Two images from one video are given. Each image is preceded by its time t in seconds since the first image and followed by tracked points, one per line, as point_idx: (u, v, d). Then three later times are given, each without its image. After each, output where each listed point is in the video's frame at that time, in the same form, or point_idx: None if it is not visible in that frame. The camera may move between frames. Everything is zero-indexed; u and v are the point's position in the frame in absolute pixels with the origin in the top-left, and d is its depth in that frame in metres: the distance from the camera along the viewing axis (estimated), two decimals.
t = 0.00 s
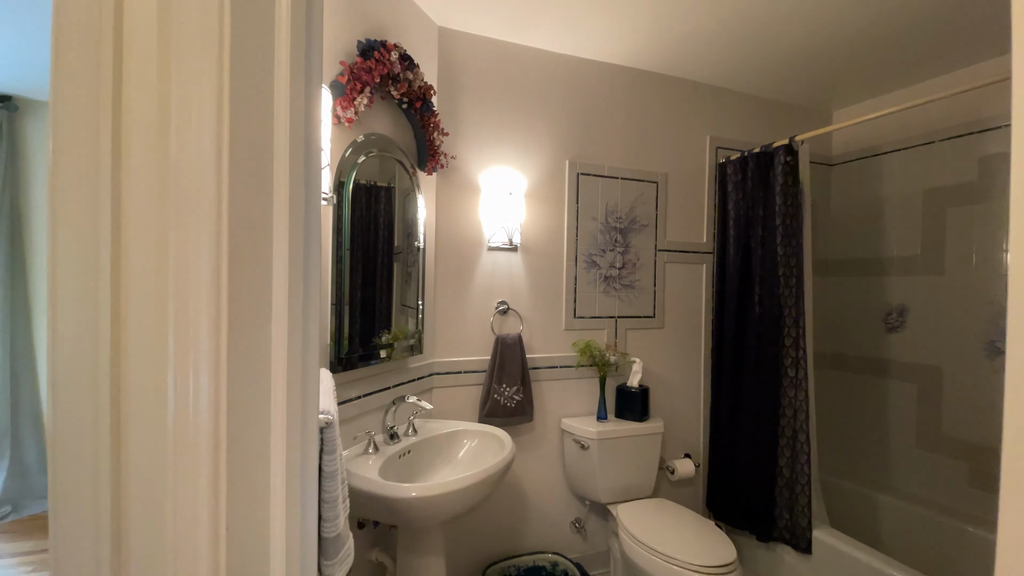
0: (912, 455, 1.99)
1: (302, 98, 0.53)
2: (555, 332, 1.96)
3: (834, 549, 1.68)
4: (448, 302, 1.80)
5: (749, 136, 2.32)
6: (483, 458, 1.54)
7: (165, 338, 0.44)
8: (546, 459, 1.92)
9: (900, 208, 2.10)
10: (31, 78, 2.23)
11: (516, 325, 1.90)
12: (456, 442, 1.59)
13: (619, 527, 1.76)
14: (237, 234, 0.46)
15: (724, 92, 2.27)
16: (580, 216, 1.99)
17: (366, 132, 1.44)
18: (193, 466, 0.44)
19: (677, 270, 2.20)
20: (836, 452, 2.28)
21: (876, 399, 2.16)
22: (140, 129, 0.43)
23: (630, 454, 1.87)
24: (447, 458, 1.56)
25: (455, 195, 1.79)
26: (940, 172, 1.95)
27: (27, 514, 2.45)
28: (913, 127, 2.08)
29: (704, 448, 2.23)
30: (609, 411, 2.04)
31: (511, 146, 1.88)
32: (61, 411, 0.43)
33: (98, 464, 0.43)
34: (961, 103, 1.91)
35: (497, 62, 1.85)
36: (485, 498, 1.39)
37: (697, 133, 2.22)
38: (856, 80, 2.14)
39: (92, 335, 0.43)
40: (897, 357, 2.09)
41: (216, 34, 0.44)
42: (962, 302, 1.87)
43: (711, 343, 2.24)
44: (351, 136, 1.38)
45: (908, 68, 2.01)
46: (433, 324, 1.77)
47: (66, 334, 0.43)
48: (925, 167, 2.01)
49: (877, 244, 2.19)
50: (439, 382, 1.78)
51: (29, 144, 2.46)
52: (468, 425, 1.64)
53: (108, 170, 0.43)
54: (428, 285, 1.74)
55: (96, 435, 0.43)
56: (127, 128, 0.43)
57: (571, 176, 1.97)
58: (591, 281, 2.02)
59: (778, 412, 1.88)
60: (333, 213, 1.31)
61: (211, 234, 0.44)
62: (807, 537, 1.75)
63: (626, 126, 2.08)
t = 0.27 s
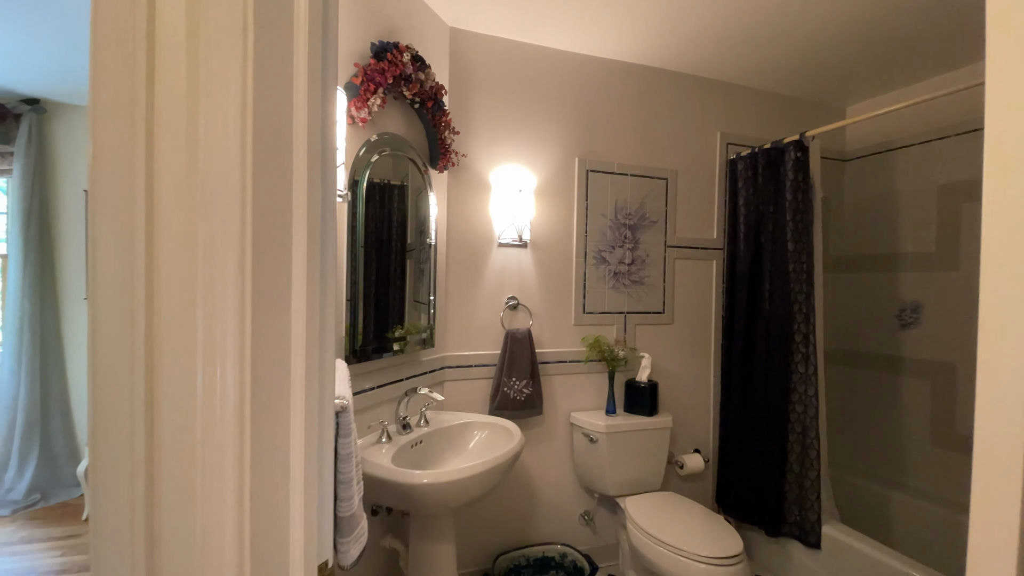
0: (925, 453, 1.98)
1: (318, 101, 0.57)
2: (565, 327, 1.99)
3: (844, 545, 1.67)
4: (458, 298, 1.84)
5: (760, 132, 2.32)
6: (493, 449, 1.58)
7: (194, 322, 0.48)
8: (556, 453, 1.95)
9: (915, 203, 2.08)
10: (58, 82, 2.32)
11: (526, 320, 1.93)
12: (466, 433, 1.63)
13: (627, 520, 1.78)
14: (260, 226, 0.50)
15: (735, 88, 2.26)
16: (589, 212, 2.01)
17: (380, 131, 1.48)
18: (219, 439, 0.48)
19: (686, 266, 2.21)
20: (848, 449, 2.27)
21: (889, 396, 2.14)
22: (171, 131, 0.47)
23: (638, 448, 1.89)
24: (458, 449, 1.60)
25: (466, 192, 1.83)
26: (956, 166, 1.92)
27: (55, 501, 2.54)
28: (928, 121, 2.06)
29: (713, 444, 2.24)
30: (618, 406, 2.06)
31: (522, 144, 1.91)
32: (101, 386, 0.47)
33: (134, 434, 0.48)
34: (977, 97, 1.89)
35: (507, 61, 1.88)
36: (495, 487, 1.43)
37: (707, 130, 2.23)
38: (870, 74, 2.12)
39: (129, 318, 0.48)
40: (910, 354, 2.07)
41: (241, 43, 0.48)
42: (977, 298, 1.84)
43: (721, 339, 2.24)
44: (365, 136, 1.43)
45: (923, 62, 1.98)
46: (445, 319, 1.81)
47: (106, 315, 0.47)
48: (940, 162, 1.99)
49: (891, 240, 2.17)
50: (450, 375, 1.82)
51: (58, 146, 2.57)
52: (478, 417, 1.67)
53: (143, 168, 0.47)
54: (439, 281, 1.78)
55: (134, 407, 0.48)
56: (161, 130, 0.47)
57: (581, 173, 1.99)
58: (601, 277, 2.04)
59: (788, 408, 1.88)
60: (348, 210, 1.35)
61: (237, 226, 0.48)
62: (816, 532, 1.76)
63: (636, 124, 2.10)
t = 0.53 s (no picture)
0: (945, 449, 1.96)
1: (346, 102, 0.62)
2: (579, 320, 2.02)
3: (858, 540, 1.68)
4: (475, 291, 1.88)
5: (777, 126, 2.30)
6: (508, 438, 1.62)
7: (235, 303, 0.54)
8: (570, 443, 1.99)
9: (937, 197, 2.05)
10: (93, 84, 2.43)
11: (541, 313, 1.97)
12: (483, 422, 1.68)
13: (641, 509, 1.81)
14: (295, 221, 0.55)
15: (752, 81, 2.25)
16: (604, 207, 2.04)
17: (399, 130, 1.54)
18: (257, 407, 0.54)
19: (701, 260, 2.22)
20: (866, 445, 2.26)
21: (908, 392, 2.12)
22: (214, 133, 0.53)
23: (652, 440, 1.92)
24: (474, 437, 1.65)
25: (483, 188, 1.88)
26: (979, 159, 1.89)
27: (92, 485, 2.66)
28: (951, 113, 2.02)
29: (728, 437, 2.25)
30: (632, 398, 2.09)
31: (537, 140, 1.95)
32: (154, 359, 0.54)
33: (184, 401, 0.54)
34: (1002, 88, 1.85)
35: (523, 59, 1.92)
36: (509, 474, 1.47)
37: (723, 124, 2.22)
38: (891, 66, 2.09)
39: (178, 299, 0.54)
40: (931, 349, 2.05)
41: (276, 50, 0.53)
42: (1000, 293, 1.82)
43: (736, 333, 2.25)
44: (385, 134, 1.48)
45: (947, 52, 1.95)
46: (462, 312, 1.86)
47: (158, 297, 0.54)
48: (964, 154, 1.95)
49: (912, 234, 2.14)
50: (467, 366, 1.87)
51: (93, 146, 2.69)
52: (494, 407, 1.72)
53: (190, 166, 0.53)
54: (456, 274, 1.83)
55: (183, 378, 0.54)
56: (205, 132, 0.53)
57: (595, 168, 2.02)
58: (615, 271, 2.07)
59: (803, 402, 1.89)
60: (370, 205, 1.41)
61: (273, 218, 0.54)
62: (830, 526, 1.77)
63: (651, 119, 2.11)
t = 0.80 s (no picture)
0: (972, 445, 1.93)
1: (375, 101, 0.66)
2: (598, 312, 2.04)
3: (875, 530, 1.73)
4: (495, 282, 1.92)
5: (801, 115, 2.27)
6: (526, 425, 1.67)
7: (275, 290, 0.61)
8: (588, 432, 2.03)
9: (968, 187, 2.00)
10: (128, 83, 2.53)
11: (559, 304, 2.00)
12: (502, 410, 1.73)
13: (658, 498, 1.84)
14: (329, 211, 0.60)
15: (775, 71, 2.22)
16: (623, 199, 2.05)
17: (422, 125, 1.58)
18: (293, 382, 0.61)
19: (722, 252, 2.21)
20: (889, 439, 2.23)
21: (934, 386, 2.08)
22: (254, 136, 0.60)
23: (669, 430, 1.94)
24: (493, 424, 1.70)
25: (503, 181, 1.91)
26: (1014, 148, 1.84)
27: (130, 467, 2.81)
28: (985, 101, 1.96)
29: (747, 430, 2.24)
30: (650, 389, 2.11)
31: (557, 134, 1.97)
32: (205, 336, 0.62)
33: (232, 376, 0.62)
34: None
35: (542, 52, 1.93)
36: (528, 459, 1.52)
37: (745, 115, 2.20)
38: (922, 53, 2.03)
39: (224, 286, 0.61)
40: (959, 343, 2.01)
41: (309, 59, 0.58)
42: None
43: (757, 326, 2.23)
44: (408, 129, 1.52)
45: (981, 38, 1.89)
46: (482, 302, 1.90)
47: (209, 284, 0.61)
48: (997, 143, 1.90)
49: (941, 225, 2.09)
50: (487, 356, 1.92)
51: (128, 143, 2.81)
52: (513, 396, 1.76)
53: (235, 168, 0.60)
54: (476, 266, 1.87)
55: (231, 355, 0.62)
56: (247, 137, 0.60)
57: (615, 161, 2.03)
58: (634, 263, 2.08)
59: (824, 395, 1.88)
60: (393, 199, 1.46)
61: (308, 210, 0.59)
62: (850, 518, 1.80)
63: (671, 111, 2.10)
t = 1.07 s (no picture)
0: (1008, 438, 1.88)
1: (408, 93, 0.71)
2: (621, 300, 2.05)
3: (907, 522, 1.71)
4: (519, 270, 1.95)
5: (832, 100, 2.21)
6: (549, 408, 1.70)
7: (319, 266, 0.66)
8: (611, 419, 2.05)
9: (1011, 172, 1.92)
10: (168, 79, 2.64)
11: (583, 292, 2.02)
12: (526, 394, 1.76)
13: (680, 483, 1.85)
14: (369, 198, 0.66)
15: (806, 54, 2.17)
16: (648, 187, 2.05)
17: (450, 114, 1.61)
18: (336, 350, 0.67)
19: (748, 240, 2.18)
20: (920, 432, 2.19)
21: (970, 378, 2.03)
22: (298, 124, 0.64)
23: (693, 417, 1.95)
24: (517, 407, 1.74)
25: (528, 170, 1.93)
26: None
27: (173, 446, 2.96)
28: None
29: (773, 419, 2.22)
30: (673, 377, 2.11)
31: (581, 122, 1.97)
32: (251, 311, 0.67)
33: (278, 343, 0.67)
34: None
35: (567, 41, 1.93)
36: (550, 441, 1.55)
37: (774, 100, 2.16)
38: (964, 33, 1.95)
39: (269, 263, 0.66)
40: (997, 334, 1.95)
41: (352, 53, 0.63)
42: None
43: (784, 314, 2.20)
44: (436, 119, 1.56)
45: None
46: (507, 289, 1.94)
47: (255, 258, 0.66)
48: None
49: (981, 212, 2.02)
50: (511, 341, 1.95)
51: (166, 137, 2.93)
52: (537, 381, 1.80)
53: (279, 150, 0.64)
54: (501, 254, 1.90)
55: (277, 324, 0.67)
56: (291, 122, 0.64)
57: (640, 148, 2.02)
58: (659, 251, 2.08)
59: (852, 385, 1.86)
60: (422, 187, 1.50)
61: (350, 196, 0.65)
62: (878, 509, 1.79)
63: (697, 97, 2.08)
